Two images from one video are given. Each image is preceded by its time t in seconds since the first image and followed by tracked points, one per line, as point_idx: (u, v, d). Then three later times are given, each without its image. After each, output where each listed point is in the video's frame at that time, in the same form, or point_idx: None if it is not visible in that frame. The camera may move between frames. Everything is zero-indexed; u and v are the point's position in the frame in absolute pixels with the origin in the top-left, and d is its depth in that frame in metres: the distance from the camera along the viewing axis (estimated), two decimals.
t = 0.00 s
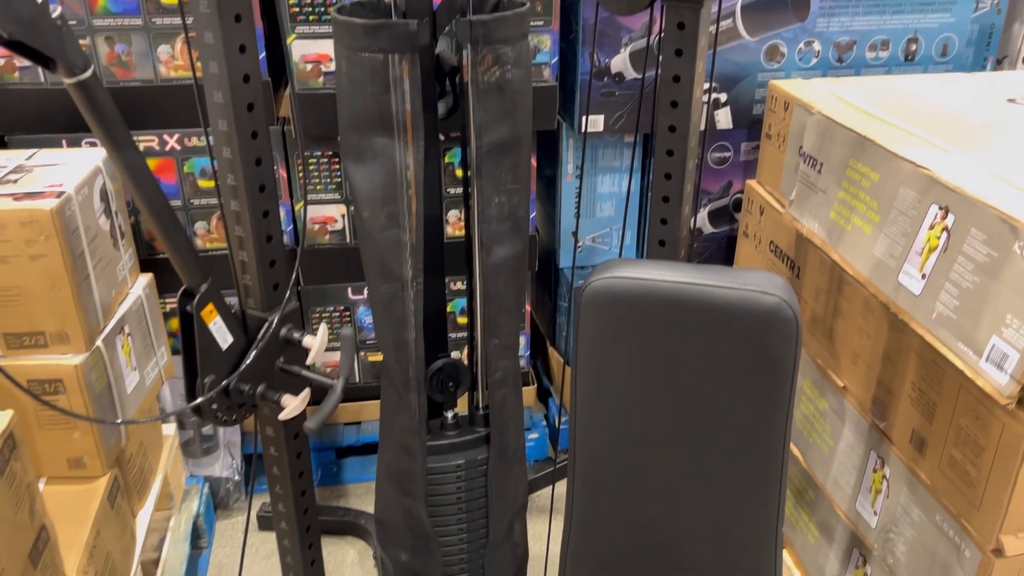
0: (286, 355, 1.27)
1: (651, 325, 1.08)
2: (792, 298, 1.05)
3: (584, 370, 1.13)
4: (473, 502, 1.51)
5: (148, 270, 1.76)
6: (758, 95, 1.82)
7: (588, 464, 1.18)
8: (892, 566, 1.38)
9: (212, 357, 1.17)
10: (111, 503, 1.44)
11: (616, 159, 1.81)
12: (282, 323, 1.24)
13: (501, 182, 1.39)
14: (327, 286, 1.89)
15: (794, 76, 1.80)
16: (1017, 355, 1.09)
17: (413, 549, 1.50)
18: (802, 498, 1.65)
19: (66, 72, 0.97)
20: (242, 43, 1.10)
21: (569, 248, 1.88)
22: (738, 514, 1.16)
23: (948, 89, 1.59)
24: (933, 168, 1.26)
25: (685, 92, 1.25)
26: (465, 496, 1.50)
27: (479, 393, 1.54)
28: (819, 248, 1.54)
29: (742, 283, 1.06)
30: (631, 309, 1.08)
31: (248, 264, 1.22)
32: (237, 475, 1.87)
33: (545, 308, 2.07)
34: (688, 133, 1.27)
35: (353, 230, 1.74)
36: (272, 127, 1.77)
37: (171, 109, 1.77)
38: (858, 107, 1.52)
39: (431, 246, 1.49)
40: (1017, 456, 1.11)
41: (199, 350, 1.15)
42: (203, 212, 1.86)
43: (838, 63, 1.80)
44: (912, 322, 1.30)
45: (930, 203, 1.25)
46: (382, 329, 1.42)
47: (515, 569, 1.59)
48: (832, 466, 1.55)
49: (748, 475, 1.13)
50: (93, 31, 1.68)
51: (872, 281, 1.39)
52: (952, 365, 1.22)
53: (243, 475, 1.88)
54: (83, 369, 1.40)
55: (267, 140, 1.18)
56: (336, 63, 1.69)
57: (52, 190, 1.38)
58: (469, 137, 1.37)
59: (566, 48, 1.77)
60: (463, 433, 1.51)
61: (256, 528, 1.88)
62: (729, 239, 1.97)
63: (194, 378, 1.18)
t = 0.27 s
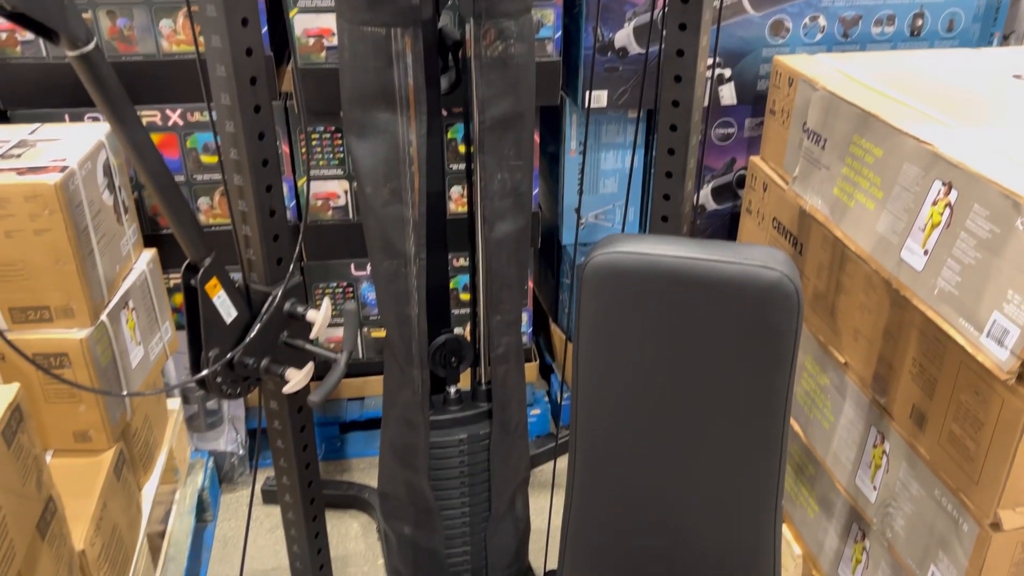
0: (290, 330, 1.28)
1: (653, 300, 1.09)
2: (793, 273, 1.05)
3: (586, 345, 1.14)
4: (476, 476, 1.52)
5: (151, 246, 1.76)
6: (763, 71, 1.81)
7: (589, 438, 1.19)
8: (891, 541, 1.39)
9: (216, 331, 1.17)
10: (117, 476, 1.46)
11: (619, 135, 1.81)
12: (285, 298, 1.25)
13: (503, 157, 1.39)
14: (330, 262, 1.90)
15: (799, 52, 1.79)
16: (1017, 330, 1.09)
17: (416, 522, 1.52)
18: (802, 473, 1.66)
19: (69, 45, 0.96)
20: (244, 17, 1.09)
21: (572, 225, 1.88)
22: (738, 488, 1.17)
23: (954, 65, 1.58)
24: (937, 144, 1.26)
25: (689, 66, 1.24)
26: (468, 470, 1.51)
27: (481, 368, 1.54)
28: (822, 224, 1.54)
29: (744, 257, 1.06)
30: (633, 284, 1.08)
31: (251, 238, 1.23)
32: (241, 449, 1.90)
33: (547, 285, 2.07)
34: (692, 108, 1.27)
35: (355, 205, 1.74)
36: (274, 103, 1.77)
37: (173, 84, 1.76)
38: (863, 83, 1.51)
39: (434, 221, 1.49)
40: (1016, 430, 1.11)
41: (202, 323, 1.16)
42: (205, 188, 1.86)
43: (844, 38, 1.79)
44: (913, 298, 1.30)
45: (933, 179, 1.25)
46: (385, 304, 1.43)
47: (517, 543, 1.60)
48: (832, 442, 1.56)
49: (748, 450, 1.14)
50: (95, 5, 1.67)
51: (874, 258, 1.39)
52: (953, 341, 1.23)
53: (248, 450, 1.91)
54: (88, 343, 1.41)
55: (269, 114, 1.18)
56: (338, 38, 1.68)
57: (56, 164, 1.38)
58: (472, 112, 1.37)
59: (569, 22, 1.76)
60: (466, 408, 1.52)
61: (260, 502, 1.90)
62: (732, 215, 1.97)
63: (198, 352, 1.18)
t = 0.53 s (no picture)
0: (291, 304, 1.28)
1: (653, 275, 1.09)
2: (793, 249, 1.05)
3: (587, 319, 1.14)
4: (477, 449, 1.53)
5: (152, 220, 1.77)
6: (766, 46, 1.80)
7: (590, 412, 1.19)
8: (889, 515, 1.40)
9: (218, 304, 1.18)
10: (121, 449, 1.47)
11: (622, 111, 1.80)
12: (287, 272, 1.25)
13: (505, 132, 1.38)
14: (332, 237, 1.90)
15: (803, 26, 1.78)
16: (1017, 306, 1.09)
17: (417, 495, 1.54)
18: (802, 448, 1.67)
19: (68, 17, 0.94)
20: None
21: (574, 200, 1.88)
22: (738, 463, 1.18)
23: (960, 39, 1.57)
24: (941, 119, 1.25)
25: (691, 40, 1.23)
26: (469, 443, 1.52)
27: (483, 343, 1.55)
28: (824, 200, 1.53)
29: (745, 233, 1.06)
30: (634, 260, 1.08)
31: (252, 212, 1.23)
32: (244, 423, 1.92)
33: (549, 261, 2.07)
34: (695, 82, 1.26)
35: (357, 180, 1.74)
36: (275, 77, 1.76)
37: (173, 58, 1.75)
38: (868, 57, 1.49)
39: (435, 197, 1.48)
40: (1015, 405, 1.12)
41: (204, 297, 1.16)
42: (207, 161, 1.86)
43: (849, 12, 1.77)
44: (914, 274, 1.30)
45: (936, 154, 1.24)
46: (386, 279, 1.43)
47: (518, 516, 1.62)
48: (831, 417, 1.56)
49: (748, 424, 1.15)
50: None
51: (876, 234, 1.39)
52: (954, 317, 1.23)
53: (251, 424, 1.94)
54: (90, 317, 1.41)
55: (270, 87, 1.18)
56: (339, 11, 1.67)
57: (56, 138, 1.37)
58: (473, 86, 1.36)
59: None
60: (467, 382, 1.52)
61: (263, 475, 1.92)
62: (734, 192, 1.96)
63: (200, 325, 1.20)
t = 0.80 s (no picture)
0: (291, 273, 1.28)
1: (653, 245, 1.07)
2: (795, 219, 1.04)
3: (587, 291, 1.12)
4: (478, 417, 1.53)
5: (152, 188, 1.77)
6: (771, 15, 1.78)
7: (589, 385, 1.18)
8: (887, 485, 1.41)
9: (218, 274, 1.17)
10: (123, 417, 1.48)
11: (625, 80, 1.78)
12: (287, 241, 1.24)
13: (505, 101, 1.37)
14: (333, 208, 1.89)
15: None
16: (1019, 277, 1.09)
17: (418, 464, 1.54)
18: (801, 419, 1.68)
19: None
20: None
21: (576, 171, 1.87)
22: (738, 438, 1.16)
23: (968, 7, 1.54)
24: (946, 88, 1.23)
25: (695, 7, 1.22)
26: (470, 411, 1.52)
27: (483, 314, 1.54)
28: (827, 171, 1.52)
29: (746, 202, 1.04)
30: (634, 230, 1.07)
31: (251, 180, 1.22)
32: (245, 392, 1.92)
33: (551, 232, 2.07)
34: (698, 49, 1.24)
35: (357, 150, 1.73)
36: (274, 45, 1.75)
37: (171, 26, 1.73)
38: (874, 26, 1.47)
39: (435, 166, 1.48)
40: (1015, 376, 1.12)
41: (204, 266, 1.15)
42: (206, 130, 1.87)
43: None
44: (916, 245, 1.30)
45: (941, 124, 1.23)
46: (387, 249, 1.43)
47: (518, 485, 1.63)
48: (831, 388, 1.57)
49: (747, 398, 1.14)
50: None
51: (879, 204, 1.38)
52: (955, 289, 1.22)
53: (252, 394, 1.94)
54: (91, 286, 1.41)
55: (268, 54, 1.16)
56: None
57: (54, 106, 1.36)
58: (474, 54, 1.34)
59: None
60: (467, 352, 1.52)
61: (265, 445, 1.93)
62: (738, 163, 1.95)
63: (199, 293, 1.18)
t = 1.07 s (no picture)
0: (290, 242, 1.27)
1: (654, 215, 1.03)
2: (798, 188, 1.00)
3: (585, 262, 1.08)
4: (477, 384, 1.53)
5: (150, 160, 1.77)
6: None
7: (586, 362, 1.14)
8: (886, 457, 1.41)
9: (215, 242, 1.16)
10: (122, 388, 1.48)
11: (627, 51, 1.77)
12: (285, 210, 1.23)
13: (506, 70, 1.35)
14: (332, 179, 1.88)
15: None
16: (1022, 249, 1.08)
17: (418, 436, 1.55)
18: (801, 392, 1.68)
19: None
20: None
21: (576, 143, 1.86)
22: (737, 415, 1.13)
23: None
24: (952, 59, 1.22)
25: None
26: (469, 377, 1.52)
27: (484, 287, 1.53)
28: (830, 143, 1.51)
29: (749, 170, 1.01)
30: (635, 199, 1.03)
31: (249, 148, 1.21)
32: (245, 364, 1.92)
33: (551, 205, 2.06)
34: (701, 17, 1.23)
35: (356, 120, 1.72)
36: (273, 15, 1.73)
37: None
38: None
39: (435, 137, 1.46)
40: (1017, 347, 1.12)
41: (201, 234, 1.15)
42: (204, 101, 1.86)
43: None
44: (919, 217, 1.29)
45: (945, 95, 1.22)
46: (386, 220, 1.42)
47: (518, 457, 1.64)
48: (831, 361, 1.56)
49: (747, 374, 1.11)
50: None
51: (881, 176, 1.37)
52: (958, 260, 1.22)
53: (252, 366, 1.94)
54: (89, 256, 1.40)
55: (265, 20, 1.14)
56: None
57: (49, 73, 1.35)
58: (474, 22, 1.33)
59: None
60: (468, 325, 1.51)
61: (266, 418, 1.93)
62: (740, 136, 1.94)
63: (196, 258, 1.17)
